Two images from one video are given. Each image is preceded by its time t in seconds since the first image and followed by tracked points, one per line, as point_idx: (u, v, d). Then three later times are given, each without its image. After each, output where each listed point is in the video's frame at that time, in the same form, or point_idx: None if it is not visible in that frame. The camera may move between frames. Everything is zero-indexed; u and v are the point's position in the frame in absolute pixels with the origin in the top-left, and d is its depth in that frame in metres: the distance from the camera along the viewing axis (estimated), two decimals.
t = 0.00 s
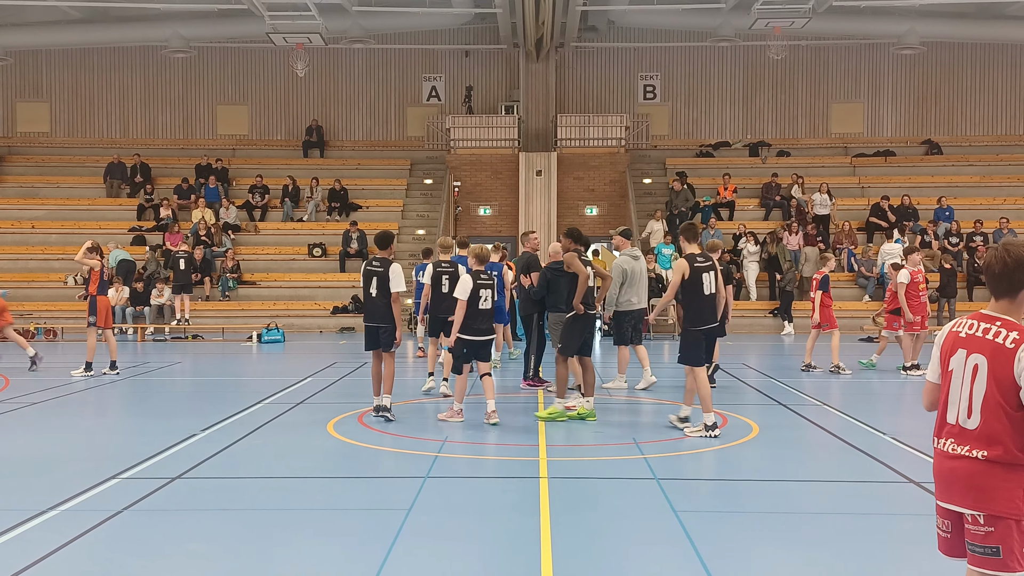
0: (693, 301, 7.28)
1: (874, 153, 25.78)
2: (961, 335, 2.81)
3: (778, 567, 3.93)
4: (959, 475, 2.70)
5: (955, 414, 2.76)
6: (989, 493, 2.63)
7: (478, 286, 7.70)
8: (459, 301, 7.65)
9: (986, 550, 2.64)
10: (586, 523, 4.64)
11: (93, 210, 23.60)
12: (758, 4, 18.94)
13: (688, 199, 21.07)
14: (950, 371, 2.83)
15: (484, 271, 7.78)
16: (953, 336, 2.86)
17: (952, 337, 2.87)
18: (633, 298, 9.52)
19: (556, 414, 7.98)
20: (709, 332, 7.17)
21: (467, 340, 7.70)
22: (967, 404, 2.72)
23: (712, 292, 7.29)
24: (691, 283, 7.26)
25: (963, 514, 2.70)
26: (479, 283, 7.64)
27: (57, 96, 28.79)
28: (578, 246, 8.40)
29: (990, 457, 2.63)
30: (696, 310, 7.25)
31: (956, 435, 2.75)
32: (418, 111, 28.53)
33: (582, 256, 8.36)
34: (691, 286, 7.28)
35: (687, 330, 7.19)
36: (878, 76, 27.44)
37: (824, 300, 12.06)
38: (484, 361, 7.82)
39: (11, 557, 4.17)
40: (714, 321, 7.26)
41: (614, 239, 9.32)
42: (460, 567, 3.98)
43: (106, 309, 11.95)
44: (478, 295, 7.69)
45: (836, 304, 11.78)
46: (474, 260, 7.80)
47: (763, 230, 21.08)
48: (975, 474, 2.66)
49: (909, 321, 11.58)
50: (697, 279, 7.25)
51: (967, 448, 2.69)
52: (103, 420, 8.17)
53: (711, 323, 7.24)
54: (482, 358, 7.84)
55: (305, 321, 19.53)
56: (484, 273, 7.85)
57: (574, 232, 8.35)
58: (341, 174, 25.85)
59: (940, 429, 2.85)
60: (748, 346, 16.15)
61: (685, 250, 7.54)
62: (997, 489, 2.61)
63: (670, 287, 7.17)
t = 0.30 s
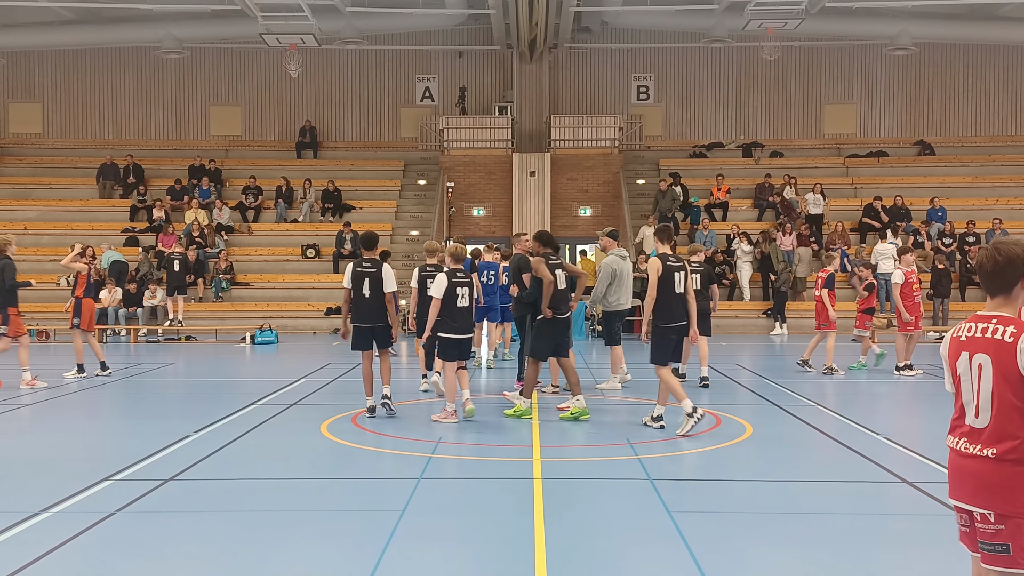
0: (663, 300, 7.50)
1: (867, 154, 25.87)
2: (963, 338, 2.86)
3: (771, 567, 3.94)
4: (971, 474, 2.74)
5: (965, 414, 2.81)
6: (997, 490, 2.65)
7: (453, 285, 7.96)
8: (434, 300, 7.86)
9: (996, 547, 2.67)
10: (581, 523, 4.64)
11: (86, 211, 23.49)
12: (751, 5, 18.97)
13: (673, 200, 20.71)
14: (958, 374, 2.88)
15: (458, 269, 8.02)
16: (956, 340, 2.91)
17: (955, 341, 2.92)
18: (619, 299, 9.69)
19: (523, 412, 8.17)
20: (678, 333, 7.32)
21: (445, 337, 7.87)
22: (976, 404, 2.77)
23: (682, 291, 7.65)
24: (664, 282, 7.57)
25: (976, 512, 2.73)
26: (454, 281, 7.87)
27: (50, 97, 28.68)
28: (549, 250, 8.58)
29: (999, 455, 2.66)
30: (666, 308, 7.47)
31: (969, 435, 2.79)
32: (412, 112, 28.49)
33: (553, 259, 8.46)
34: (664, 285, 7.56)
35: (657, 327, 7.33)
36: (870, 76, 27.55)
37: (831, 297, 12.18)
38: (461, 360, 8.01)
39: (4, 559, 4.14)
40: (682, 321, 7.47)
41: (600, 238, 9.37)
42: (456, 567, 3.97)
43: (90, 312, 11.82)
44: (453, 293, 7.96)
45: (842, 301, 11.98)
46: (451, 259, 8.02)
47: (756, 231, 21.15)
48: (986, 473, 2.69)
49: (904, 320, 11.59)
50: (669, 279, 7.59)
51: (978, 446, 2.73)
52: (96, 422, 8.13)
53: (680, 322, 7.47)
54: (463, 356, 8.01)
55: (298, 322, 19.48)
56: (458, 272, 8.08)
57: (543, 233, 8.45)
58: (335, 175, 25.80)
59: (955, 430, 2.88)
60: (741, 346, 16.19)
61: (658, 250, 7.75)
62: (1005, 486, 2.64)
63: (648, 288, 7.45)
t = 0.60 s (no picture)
0: (635, 298, 7.59)
1: (857, 154, 25.98)
2: (967, 335, 2.90)
3: (761, 566, 3.94)
4: (984, 471, 2.76)
5: (975, 411, 2.83)
6: (1016, 484, 2.70)
7: (434, 285, 8.10)
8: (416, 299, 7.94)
9: None
10: (573, 524, 4.62)
11: (75, 211, 23.33)
12: (742, 6, 19.02)
13: (661, 204, 20.64)
14: (961, 372, 2.91)
15: (439, 269, 8.16)
16: (957, 338, 2.95)
17: (956, 339, 2.95)
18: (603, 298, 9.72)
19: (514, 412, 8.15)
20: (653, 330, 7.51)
21: (429, 336, 7.90)
22: (985, 399, 2.80)
23: (654, 289, 7.71)
24: (636, 281, 7.62)
25: (999, 509, 2.76)
26: (435, 281, 8.01)
27: (39, 97, 28.52)
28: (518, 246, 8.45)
29: (1016, 449, 2.70)
30: (637, 308, 7.58)
31: (979, 432, 2.81)
32: (403, 113, 28.43)
33: (522, 257, 8.36)
34: (636, 285, 7.61)
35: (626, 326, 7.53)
36: (860, 77, 27.68)
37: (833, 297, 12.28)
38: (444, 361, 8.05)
39: None
40: (653, 319, 7.60)
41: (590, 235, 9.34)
42: (449, 569, 3.95)
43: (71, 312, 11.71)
44: (434, 293, 8.07)
45: (843, 301, 12.05)
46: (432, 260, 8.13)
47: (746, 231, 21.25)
48: (1002, 469, 2.72)
49: (896, 320, 11.63)
50: (641, 278, 7.61)
51: (991, 443, 2.75)
52: (86, 423, 8.07)
53: (651, 321, 7.61)
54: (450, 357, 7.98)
55: (289, 323, 19.42)
56: (439, 274, 8.21)
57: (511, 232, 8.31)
58: (326, 175, 25.71)
59: (959, 427, 2.90)
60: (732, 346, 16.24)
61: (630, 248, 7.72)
62: None
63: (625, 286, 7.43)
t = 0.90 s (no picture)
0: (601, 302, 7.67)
1: (847, 154, 26.08)
2: (995, 337, 2.95)
3: (753, 566, 3.94)
4: (1006, 470, 2.83)
5: (1000, 411, 2.89)
6: None
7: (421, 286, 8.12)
8: (403, 299, 7.98)
9: None
10: (565, 524, 4.62)
11: (65, 212, 23.17)
12: (733, 6, 19.08)
13: (650, 207, 20.64)
14: (988, 374, 2.96)
15: (427, 269, 8.18)
16: (984, 339, 2.99)
17: (983, 339, 3.00)
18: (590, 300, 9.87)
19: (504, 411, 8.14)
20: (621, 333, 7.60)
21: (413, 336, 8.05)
22: (1012, 401, 2.87)
23: (621, 292, 7.73)
24: (601, 284, 7.68)
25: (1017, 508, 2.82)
26: (422, 281, 8.02)
27: (29, 97, 28.34)
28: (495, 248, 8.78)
29: None
30: (604, 309, 7.67)
31: (1003, 433, 2.87)
32: (394, 113, 28.37)
33: (497, 258, 8.66)
34: (602, 287, 7.69)
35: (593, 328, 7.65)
36: (850, 77, 27.81)
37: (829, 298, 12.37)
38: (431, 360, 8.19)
39: None
40: (620, 321, 7.65)
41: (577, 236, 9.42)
42: (441, 569, 3.94)
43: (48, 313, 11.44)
44: (422, 293, 8.11)
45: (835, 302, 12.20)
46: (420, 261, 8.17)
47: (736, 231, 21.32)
48: None
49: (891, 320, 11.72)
50: (606, 281, 7.67)
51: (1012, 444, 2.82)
52: (75, 424, 8.01)
53: (618, 322, 7.67)
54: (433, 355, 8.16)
55: (281, 323, 19.35)
56: (427, 274, 8.23)
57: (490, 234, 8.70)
58: (317, 175, 25.62)
59: (980, 427, 2.97)
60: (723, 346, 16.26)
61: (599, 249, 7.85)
62: None
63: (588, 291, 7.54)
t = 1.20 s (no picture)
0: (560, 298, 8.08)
1: (821, 156, 26.35)
2: (1011, 334, 3.04)
3: (729, 564, 3.94)
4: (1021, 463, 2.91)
5: (1013, 407, 2.97)
6: None
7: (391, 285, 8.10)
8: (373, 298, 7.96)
9: None
10: (542, 524, 4.59)
11: (35, 211, 22.74)
12: (709, 7, 19.21)
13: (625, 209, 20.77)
14: (1002, 369, 3.05)
15: (397, 268, 8.16)
16: (1001, 335, 3.09)
17: (999, 336, 3.09)
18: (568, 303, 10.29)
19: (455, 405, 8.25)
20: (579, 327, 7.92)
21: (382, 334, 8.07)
22: None
23: (577, 289, 8.21)
24: (558, 281, 8.18)
25: None
26: (390, 281, 7.98)
27: None
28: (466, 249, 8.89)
29: None
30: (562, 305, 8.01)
31: (1016, 427, 2.95)
32: (370, 112, 28.19)
33: (464, 257, 8.74)
34: (558, 284, 8.17)
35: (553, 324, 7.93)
36: (824, 80, 28.13)
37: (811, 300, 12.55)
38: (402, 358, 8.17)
39: None
40: (578, 317, 7.98)
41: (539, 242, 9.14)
42: (419, 569, 3.89)
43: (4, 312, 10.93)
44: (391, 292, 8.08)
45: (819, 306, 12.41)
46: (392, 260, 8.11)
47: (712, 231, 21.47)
48: None
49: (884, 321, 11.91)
50: (563, 277, 8.16)
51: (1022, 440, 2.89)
52: (46, 425, 7.85)
53: (575, 317, 7.99)
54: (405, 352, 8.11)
55: (256, 323, 19.13)
56: (397, 272, 8.22)
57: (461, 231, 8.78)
58: (292, 175, 25.38)
59: (993, 422, 3.06)
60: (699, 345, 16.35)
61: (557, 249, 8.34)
62: None
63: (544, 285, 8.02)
